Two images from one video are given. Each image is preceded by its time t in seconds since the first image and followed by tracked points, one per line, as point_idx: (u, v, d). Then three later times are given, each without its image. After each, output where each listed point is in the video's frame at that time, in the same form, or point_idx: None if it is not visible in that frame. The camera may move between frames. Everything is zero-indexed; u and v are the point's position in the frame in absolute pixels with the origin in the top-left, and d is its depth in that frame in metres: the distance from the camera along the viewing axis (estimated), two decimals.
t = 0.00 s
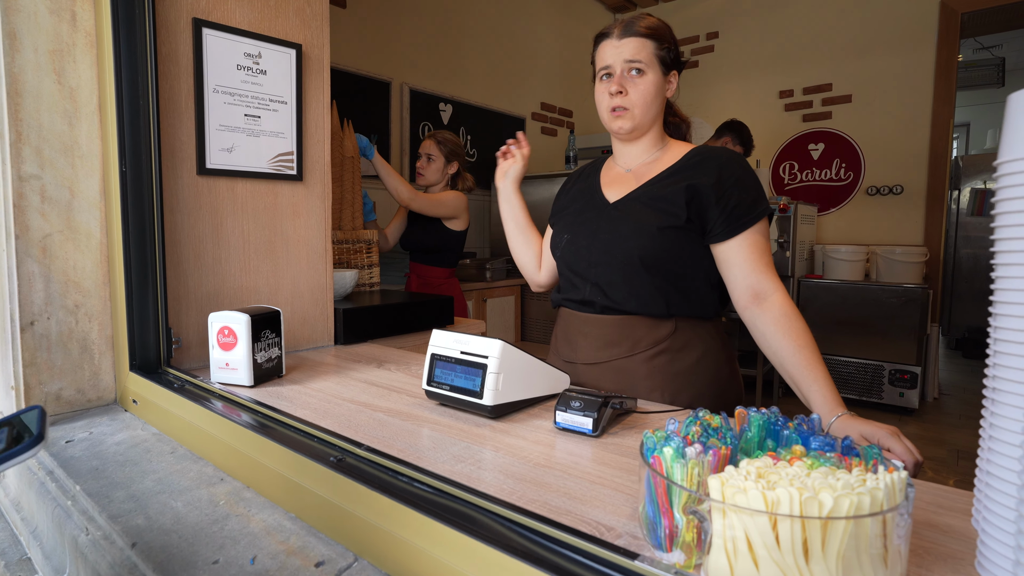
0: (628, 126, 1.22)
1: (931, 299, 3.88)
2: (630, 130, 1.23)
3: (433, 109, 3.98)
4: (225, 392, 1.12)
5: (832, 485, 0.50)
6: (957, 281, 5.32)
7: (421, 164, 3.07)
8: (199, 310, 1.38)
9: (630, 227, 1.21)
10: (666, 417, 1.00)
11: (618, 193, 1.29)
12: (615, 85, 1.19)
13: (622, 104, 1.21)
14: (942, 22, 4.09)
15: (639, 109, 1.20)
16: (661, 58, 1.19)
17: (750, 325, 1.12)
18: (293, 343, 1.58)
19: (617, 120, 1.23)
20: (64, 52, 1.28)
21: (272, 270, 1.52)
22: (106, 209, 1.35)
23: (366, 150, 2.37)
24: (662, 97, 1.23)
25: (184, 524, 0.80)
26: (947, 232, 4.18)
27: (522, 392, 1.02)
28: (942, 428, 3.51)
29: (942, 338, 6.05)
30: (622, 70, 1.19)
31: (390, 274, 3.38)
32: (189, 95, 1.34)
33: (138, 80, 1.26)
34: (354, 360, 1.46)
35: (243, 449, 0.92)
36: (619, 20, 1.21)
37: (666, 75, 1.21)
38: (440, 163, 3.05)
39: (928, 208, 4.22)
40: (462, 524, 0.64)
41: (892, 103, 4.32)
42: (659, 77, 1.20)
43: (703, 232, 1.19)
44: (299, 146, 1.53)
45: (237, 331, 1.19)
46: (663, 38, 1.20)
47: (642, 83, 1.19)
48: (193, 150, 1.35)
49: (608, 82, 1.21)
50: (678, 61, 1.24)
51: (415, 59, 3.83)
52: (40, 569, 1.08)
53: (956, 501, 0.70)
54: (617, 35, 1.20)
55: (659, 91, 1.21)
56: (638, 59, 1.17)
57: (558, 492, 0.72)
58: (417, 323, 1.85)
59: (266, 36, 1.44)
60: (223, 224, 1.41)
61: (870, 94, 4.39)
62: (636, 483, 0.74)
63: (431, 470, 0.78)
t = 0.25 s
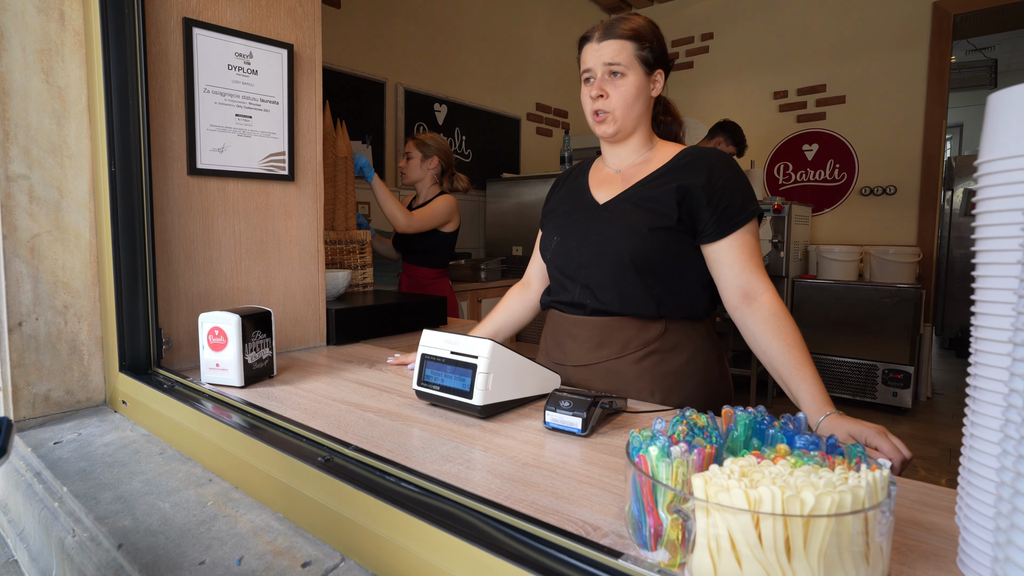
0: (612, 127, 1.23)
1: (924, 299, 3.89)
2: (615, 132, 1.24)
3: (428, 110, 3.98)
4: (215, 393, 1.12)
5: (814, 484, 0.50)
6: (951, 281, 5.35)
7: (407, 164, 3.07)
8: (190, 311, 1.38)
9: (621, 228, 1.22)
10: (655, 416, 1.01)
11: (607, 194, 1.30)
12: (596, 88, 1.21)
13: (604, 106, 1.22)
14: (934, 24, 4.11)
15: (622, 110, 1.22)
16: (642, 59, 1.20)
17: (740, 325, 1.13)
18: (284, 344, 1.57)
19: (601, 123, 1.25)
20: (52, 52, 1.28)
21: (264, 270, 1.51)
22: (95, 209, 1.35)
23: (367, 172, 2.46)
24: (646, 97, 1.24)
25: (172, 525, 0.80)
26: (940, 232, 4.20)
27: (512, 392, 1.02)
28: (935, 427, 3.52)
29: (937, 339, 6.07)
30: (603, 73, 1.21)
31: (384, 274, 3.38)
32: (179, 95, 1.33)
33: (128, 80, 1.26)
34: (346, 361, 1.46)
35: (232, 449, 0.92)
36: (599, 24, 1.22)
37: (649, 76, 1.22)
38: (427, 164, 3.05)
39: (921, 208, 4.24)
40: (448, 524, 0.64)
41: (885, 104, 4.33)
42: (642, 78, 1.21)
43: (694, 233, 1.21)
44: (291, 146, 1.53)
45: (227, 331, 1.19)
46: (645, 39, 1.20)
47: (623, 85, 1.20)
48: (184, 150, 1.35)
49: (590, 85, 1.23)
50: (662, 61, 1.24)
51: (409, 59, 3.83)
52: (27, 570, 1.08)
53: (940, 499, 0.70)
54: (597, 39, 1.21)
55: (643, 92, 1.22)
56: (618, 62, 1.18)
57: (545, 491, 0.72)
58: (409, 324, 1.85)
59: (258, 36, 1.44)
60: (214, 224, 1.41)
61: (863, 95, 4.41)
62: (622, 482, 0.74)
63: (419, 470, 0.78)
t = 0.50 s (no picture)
0: (592, 131, 1.24)
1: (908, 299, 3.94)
2: (594, 135, 1.25)
3: (417, 110, 3.97)
4: (199, 395, 1.11)
5: (797, 484, 0.50)
6: (935, 281, 5.41)
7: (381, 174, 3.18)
8: (174, 312, 1.37)
9: (601, 232, 1.23)
10: (641, 417, 1.01)
11: (588, 197, 1.31)
12: (575, 94, 1.21)
13: (583, 111, 1.23)
14: (918, 27, 4.16)
15: (601, 114, 1.22)
16: (620, 62, 1.20)
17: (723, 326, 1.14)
18: (271, 345, 1.56)
19: (580, 127, 1.26)
20: (32, 49, 1.26)
21: (249, 271, 1.50)
22: (77, 209, 1.33)
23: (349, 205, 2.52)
24: (624, 99, 1.24)
25: (154, 529, 0.79)
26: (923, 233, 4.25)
27: (499, 393, 1.02)
28: (919, 425, 3.56)
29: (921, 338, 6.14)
30: (581, 78, 1.21)
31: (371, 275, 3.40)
32: (164, 94, 1.32)
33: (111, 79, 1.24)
34: (333, 362, 1.45)
35: (216, 453, 0.91)
36: (575, 27, 1.22)
37: (627, 77, 1.23)
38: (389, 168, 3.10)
39: (905, 209, 4.29)
40: (433, 526, 0.64)
41: (870, 106, 4.38)
42: (620, 81, 1.21)
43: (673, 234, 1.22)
44: (277, 146, 1.52)
45: (212, 333, 1.18)
46: (622, 41, 1.20)
47: (601, 89, 1.21)
48: (168, 150, 1.33)
49: (569, 89, 1.24)
50: (640, 61, 1.25)
51: (398, 59, 3.81)
52: None
53: (921, 497, 0.71)
54: (574, 43, 1.21)
55: (621, 94, 1.23)
56: (595, 66, 1.19)
57: (531, 492, 0.72)
58: (396, 325, 1.85)
59: (243, 35, 1.42)
60: (199, 224, 1.39)
61: (849, 96, 4.45)
62: (608, 483, 0.74)
63: (404, 473, 0.77)
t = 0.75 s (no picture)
0: (576, 131, 1.25)
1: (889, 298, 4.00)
2: (578, 135, 1.25)
3: (403, 110, 3.96)
4: (181, 398, 1.10)
5: (777, 482, 0.51)
6: (914, 281, 5.50)
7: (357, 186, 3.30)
8: (155, 314, 1.35)
9: (585, 233, 1.23)
10: (625, 416, 1.02)
11: (573, 197, 1.31)
12: (559, 94, 1.22)
13: (567, 111, 1.24)
14: (897, 31, 4.23)
15: (584, 115, 1.23)
16: (603, 62, 1.21)
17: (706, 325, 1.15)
18: (254, 347, 1.55)
19: (565, 127, 1.27)
20: (7, 46, 1.24)
21: (232, 272, 1.49)
22: (54, 209, 1.31)
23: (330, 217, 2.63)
24: (608, 99, 1.25)
25: (134, 534, 0.78)
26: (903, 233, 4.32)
27: (484, 394, 1.02)
28: (899, 423, 3.62)
29: (901, 336, 6.23)
30: (564, 78, 1.22)
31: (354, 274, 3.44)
32: (144, 93, 1.30)
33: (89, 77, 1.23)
34: (317, 364, 1.44)
35: (198, 455, 0.90)
36: (558, 27, 1.23)
37: (611, 78, 1.23)
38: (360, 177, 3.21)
39: (885, 210, 4.35)
40: (417, 528, 0.64)
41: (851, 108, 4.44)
42: (603, 81, 1.22)
43: (656, 234, 1.22)
44: (260, 146, 1.50)
45: (194, 335, 1.17)
46: (605, 42, 1.21)
47: (585, 90, 1.21)
48: (149, 149, 1.32)
49: (553, 90, 1.24)
50: (623, 61, 1.25)
51: (383, 59, 3.80)
52: None
53: (899, 493, 0.72)
54: (557, 43, 1.22)
55: (604, 94, 1.23)
56: (579, 67, 1.19)
57: (516, 493, 0.72)
58: (380, 326, 1.84)
59: (226, 34, 1.41)
60: (181, 225, 1.38)
61: (830, 99, 4.51)
62: (593, 482, 0.74)
63: (389, 474, 0.77)
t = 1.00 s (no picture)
0: (559, 136, 1.25)
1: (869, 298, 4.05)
2: (562, 140, 1.26)
3: (387, 110, 3.94)
4: (162, 404, 1.08)
5: (756, 485, 0.52)
6: (894, 281, 5.59)
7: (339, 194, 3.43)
8: (135, 318, 1.33)
9: (569, 237, 1.24)
10: (608, 419, 1.02)
11: (557, 201, 1.31)
12: (542, 99, 1.23)
13: (550, 116, 1.24)
14: (876, 35, 4.29)
15: (567, 120, 1.24)
16: (586, 67, 1.21)
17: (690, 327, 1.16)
18: (237, 350, 1.54)
19: (548, 131, 1.27)
20: None
21: (214, 275, 1.47)
22: (30, 212, 1.29)
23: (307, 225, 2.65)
24: (592, 104, 1.26)
25: (112, 543, 0.77)
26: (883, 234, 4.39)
27: (469, 397, 1.02)
28: (880, 421, 3.67)
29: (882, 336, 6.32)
30: (547, 83, 1.22)
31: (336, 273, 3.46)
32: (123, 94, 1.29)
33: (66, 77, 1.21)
34: (301, 367, 1.43)
35: (179, 462, 0.89)
36: (542, 32, 1.23)
37: (594, 83, 1.24)
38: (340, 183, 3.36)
39: (866, 211, 4.42)
40: (401, 534, 0.64)
41: (832, 111, 4.50)
42: (586, 86, 1.23)
43: (640, 237, 1.23)
44: (242, 148, 1.49)
45: (175, 339, 1.15)
46: (588, 47, 1.21)
47: (568, 95, 1.22)
48: (129, 151, 1.30)
49: (536, 94, 1.25)
50: (607, 66, 1.26)
51: (367, 59, 3.78)
52: None
53: (876, 493, 0.74)
54: (541, 48, 1.22)
55: (587, 99, 1.24)
56: (562, 72, 1.20)
57: (500, 497, 0.72)
58: (365, 328, 1.83)
59: (207, 35, 1.40)
60: (161, 228, 1.36)
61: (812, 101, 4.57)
62: (576, 485, 0.75)
63: (373, 479, 0.77)
